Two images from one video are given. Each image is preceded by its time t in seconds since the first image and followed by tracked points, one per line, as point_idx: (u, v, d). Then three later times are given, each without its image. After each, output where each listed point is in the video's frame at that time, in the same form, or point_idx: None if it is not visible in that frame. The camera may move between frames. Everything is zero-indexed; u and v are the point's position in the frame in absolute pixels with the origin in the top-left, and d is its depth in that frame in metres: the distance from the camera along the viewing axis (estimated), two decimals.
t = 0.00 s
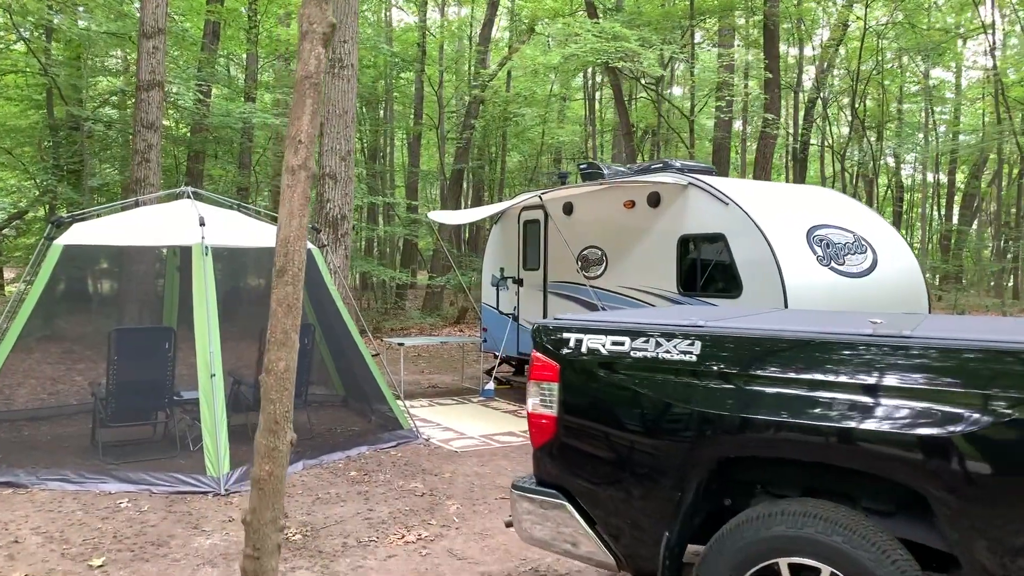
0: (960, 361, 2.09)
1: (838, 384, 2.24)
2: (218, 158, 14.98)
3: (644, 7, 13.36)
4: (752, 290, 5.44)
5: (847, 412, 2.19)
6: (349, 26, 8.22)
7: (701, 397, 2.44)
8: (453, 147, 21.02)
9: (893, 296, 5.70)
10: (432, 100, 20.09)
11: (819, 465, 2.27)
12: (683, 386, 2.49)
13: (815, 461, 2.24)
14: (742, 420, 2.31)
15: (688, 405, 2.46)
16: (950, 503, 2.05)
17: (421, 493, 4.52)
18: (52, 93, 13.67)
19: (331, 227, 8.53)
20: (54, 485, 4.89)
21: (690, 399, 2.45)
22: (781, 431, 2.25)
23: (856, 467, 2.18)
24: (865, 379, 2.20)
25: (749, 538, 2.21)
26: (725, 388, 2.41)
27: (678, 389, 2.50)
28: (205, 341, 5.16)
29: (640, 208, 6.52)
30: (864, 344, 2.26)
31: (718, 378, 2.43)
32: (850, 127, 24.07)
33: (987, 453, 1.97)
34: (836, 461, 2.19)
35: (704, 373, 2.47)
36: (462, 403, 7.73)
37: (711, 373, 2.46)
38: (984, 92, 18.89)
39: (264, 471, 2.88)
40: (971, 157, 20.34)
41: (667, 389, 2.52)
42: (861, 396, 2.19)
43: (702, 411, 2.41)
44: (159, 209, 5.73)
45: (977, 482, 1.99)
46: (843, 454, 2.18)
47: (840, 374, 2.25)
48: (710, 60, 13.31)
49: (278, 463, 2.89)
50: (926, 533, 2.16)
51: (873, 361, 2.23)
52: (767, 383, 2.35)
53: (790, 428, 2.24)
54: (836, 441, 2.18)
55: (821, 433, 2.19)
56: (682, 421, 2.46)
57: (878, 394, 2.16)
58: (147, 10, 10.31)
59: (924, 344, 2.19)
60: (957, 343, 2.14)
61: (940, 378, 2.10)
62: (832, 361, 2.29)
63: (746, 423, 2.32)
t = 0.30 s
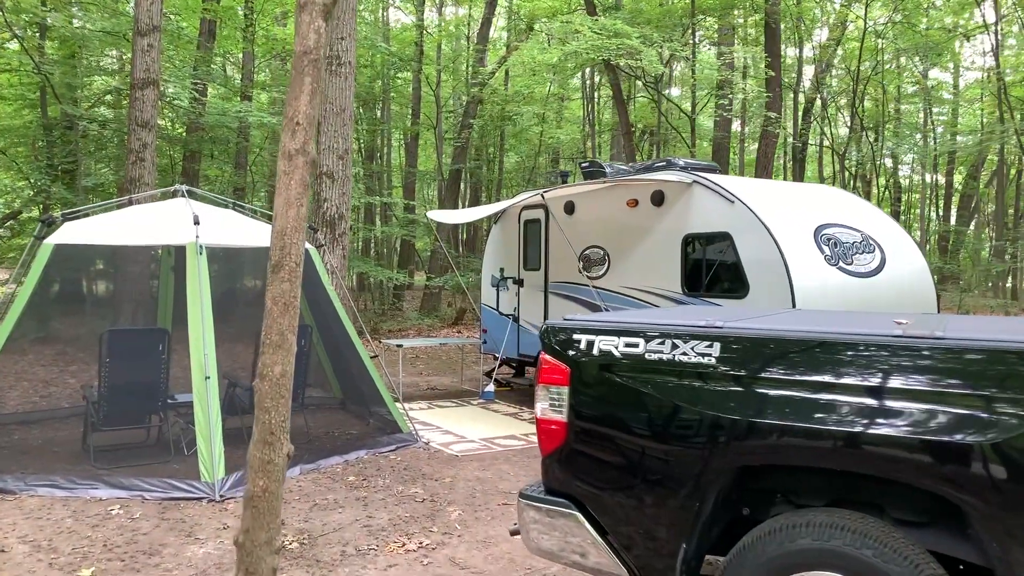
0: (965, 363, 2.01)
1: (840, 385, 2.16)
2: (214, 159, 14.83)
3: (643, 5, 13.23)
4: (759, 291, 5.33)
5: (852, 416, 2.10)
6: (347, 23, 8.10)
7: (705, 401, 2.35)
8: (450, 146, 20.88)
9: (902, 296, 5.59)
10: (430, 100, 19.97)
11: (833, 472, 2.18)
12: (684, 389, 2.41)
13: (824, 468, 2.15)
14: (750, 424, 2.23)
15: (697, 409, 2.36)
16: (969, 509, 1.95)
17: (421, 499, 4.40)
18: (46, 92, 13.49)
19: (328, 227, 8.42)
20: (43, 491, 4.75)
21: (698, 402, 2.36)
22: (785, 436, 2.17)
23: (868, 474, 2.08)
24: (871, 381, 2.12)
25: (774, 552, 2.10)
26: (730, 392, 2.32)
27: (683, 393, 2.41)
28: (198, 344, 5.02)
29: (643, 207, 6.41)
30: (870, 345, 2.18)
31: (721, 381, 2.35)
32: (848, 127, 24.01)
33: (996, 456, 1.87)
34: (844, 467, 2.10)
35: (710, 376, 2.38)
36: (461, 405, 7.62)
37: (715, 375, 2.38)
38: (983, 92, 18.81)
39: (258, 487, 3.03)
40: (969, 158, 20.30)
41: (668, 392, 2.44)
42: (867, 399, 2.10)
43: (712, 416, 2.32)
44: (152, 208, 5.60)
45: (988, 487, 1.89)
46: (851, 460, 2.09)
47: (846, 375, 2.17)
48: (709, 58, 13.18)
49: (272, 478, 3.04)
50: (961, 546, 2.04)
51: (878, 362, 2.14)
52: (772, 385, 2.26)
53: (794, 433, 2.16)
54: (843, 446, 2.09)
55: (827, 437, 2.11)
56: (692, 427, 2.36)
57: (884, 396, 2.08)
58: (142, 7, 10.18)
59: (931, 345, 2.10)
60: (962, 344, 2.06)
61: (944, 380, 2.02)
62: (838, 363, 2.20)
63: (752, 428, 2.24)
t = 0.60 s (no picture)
0: (963, 364, 1.94)
1: (840, 387, 2.07)
2: (208, 158, 14.66)
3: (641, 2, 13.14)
4: (763, 290, 5.22)
5: (855, 419, 2.02)
6: (341, 18, 7.99)
7: (705, 404, 2.26)
8: (446, 146, 20.75)
9: (906, 296, 5.50)
10: (426, 99, 19.83)
11: (842, 479, 2.08)
12: (682, 390, 2.32)
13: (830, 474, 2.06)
14: (752, 428, 2.14)
15: (700, 412, 2.26)
16: (985, 513, 1.85)
17: (417, 504, 4.29)
18: (36, 90, 13.30)
19: (322, 226, 8.29)
20: (27, 496, 4.61)
21: (698, 406, 2.27)
22: (786, 440, 2.08)
23: (876, 479, 1.99)
24: (873, 384, 2.03)
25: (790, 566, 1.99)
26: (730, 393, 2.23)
27: (682, 395, 2.32)
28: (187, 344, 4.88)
29: (643, 205, 6.31)
30: (871, 346, 2.10)
31: (721, 383, 2.26)
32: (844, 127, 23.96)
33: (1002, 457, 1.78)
34: (848, 473, 2.02)
35: (712, 378, 2.28)
36: (458, 407, 7.50)
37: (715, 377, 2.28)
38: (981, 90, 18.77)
39: (236, 506, 3.05)
40: (966, 158, 20.28)
41: (667, 395, 2.35)
42: (868, 400, 2.02)
43: (716, 420, 2.22)
44: (143, 206, 5.47)
45: (996, 492, 1.80)
46: (856, 465, 2.00)
47: (848, 377, 2.08)
48: (707, 56, 13.10)
49: (250, 496, 3.07)
50: (983, 556, 1.93)
51: (881, 362, 2.06)
52: (773, 387, 2.17)
53: (795, 437, 2.07)
54: (846, 450, 2.01)
55: (828, 442, 2.03)
56: (696, 431, 2.26)
57: (885, 398, 2.00)
58: (133, 2, 10.03)
59: (932, 344, 2.03)
60: (962, 343, 1.99)
61: (945, 381, 1.94)
62: (840, 363, 2.11)
63: (754, 433, 2.15)
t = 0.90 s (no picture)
0: (955, 368, 1.87)
1: (832, 393, 1.99)
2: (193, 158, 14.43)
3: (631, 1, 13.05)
4: (757, 291, 5.12)
5: (849, 426, 1.93)
6: (326, 14, 7.83)
7: (697, 410, 2.16)
8: (435, 145, 20.59)
9: (903, 296, 5.42)
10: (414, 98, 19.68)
11: (841, 490, 1.98)
12: (673, 396, 2.22)
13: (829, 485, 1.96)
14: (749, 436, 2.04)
15: (696, 419, 2.15)
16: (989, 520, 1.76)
17: (404, 512, 4.15)
18: (16, 88, 12.98)
19: (308, 225, 8.11)
20: None
21: (691, 411, 2.17)
22: (780, 449, 1.99)
23: (874, 489, 1.90)
24: (866, 389, 1.95)
25: None
26: (722, 397, 2.14)
27: (674, 400, 2.21)
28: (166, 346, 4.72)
29: (635, 204, 6.21)
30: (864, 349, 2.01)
31: (714, 389, 2.16)
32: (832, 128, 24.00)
33: (1000, 463, 1.71)
34: (848, 483, 1.92)
35: (704, 383, 2.18)
36: (446, 410, 7.36)
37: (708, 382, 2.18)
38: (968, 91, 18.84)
39: (191, 536, 2.95)
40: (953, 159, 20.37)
41: (658, 401, 2.24)
42: (861, 406, 1.94)
43: (714, 428, 2.11)
44: (122, 205, 5.31)
45: (998, 496, 1.72)
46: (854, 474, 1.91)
47: (842, 382, 2.00)
48: (697, 55, 13.04)
49: (205, 524, 2.97)
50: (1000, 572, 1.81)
51: (875, 365, 1.98)
52: (768, 393, 2.08)
53: (789, 445, 1.98)
54: (842, 459, 1.91)
55: (823, 450, 1.93)
56: (693, 438, 2.14)
57: (879, 403, 1.92)
58: None
59: (924, 348, 1.95)
60: (954, 347, 1.93)
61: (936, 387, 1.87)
62: (835, 368, 2.03)
63: (752, 441, 2.04)
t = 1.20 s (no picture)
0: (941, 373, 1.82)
1: (821, 400, 1.91)
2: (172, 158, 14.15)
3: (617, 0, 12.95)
4: (747, 292, 5.05)
5: (839, 434, 1.85)
6: (308, 11, 7.68)
7: (687, 418, 2.06)
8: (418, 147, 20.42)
9: (893, 297, 5.36)
10: (397, 99, 19.51)
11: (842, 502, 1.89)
12: (661, 402, 2.12)
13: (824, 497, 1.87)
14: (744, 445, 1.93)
15: (686, 426, 2.05)
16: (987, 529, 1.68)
17: (386, 521, 4.02)
18: None
19: (288, 226, 7.94)
20: None
21: (681, 418, 2.07)
22: (772, 459, 1.90)
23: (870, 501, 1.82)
24: (854, 394, 1.89)
25: None
26: (710, 403, 2.05)
27: (663, 407, 2.12)
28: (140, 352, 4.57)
29: (623, 204, 6.10)
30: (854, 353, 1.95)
31: (704, 395, 2.06)
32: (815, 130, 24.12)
33: (990, 472, 1.65)
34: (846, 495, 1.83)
35: (692, 389, 2.09)
36: (430, 414, 7.22)
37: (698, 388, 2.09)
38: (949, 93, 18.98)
39: None
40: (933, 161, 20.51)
41: (647, 408, 2.14)
42: (849, 413, 1.87)
43: (708, 438, 2.00)
44: (97, 203, 5.13)
45: (993, 503, 1.65)
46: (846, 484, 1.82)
47: (831, 389, 1.92)
48: (682, 55, 13.00)
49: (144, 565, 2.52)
50: None
51: (862, 371, 1.91)
52: (759, 399, 1.99)
53: (779, 455, 1.89)
54: (831, 469, 1.83)
55: (813, 459, 1.85)
56: (685, 448, 2.04)
57: (867, 410, 1.85)
58: None
59: (909, 353, 1.91)
60: (940, 351, 1.88)
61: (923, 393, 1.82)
62: (828, 373, 1.95)
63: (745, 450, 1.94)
